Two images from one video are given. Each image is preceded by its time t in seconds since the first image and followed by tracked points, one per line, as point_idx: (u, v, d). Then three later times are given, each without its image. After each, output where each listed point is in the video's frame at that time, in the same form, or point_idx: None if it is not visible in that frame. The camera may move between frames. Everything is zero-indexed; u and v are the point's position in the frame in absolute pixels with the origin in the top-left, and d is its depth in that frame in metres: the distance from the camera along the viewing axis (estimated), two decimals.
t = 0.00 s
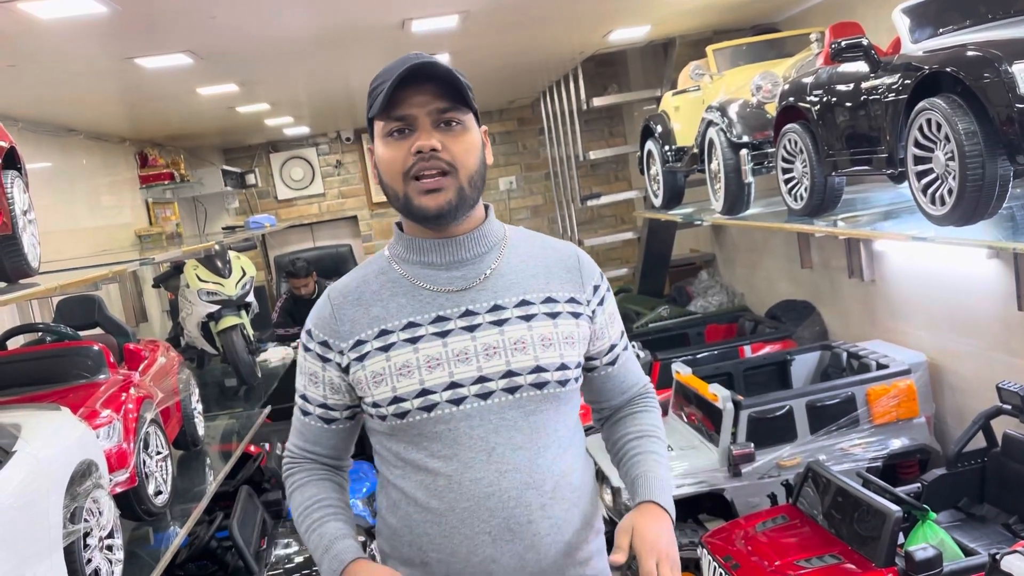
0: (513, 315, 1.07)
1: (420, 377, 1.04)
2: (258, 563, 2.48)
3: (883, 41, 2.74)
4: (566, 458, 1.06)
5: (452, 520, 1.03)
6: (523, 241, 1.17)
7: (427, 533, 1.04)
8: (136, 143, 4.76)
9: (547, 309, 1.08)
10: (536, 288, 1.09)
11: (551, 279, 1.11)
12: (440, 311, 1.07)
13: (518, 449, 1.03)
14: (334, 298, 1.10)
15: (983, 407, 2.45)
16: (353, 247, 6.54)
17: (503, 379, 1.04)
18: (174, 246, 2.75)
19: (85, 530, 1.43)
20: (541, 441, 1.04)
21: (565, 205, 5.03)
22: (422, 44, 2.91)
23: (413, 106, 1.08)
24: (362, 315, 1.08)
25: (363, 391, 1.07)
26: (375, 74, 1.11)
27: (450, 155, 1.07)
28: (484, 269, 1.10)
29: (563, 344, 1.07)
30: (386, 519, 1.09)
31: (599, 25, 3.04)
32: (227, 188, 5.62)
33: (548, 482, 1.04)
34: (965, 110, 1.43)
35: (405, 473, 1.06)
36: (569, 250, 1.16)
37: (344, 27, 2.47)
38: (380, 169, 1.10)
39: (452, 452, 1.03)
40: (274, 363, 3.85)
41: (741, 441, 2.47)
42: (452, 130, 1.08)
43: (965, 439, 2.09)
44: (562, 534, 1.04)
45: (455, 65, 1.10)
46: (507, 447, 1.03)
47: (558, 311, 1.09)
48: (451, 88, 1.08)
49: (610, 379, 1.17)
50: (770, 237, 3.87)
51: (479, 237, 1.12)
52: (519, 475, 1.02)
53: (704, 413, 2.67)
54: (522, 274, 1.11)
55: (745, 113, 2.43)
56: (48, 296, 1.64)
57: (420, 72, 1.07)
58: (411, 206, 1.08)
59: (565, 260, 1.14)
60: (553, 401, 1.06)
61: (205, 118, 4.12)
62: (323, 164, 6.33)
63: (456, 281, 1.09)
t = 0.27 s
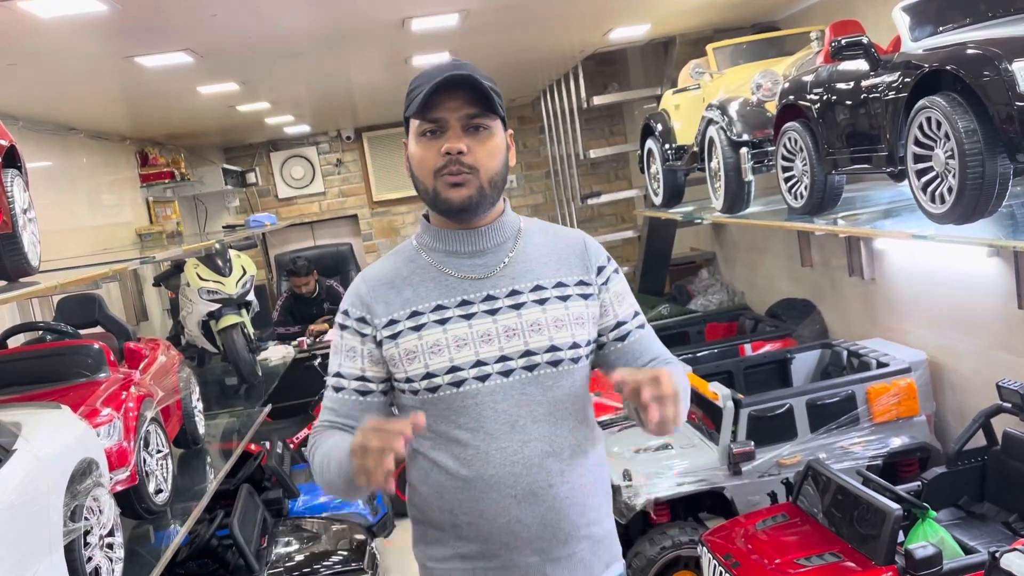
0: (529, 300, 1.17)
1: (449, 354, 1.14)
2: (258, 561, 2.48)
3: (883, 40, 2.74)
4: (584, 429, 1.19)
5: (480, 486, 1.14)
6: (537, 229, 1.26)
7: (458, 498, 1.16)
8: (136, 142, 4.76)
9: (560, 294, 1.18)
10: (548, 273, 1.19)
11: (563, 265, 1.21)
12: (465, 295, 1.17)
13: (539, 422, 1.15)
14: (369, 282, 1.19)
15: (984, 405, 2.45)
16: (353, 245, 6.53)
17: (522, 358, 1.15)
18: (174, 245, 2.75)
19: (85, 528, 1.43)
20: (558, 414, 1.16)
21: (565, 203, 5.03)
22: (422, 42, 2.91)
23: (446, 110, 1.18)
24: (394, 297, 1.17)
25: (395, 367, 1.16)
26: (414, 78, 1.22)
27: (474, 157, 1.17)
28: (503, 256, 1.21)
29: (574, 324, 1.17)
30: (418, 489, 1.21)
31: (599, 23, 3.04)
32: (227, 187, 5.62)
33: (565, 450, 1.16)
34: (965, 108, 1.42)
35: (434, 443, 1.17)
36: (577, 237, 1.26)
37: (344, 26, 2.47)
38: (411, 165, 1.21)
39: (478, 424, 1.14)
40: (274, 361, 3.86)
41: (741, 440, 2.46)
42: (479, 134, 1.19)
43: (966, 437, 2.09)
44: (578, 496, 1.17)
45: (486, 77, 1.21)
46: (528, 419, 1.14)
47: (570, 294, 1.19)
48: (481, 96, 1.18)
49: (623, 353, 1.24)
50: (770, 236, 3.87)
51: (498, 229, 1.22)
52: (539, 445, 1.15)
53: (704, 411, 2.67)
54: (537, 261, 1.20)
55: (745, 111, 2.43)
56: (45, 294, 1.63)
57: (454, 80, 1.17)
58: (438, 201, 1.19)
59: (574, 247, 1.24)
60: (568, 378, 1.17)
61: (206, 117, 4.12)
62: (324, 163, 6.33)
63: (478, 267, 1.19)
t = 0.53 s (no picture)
0: (530, 285, 1.25)
1: (456, 333, 1.21)
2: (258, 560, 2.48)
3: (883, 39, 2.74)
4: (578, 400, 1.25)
5: (481, 454, 1.21)
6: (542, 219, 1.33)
7: (461, 465, 1.22)
8: (136, 141, 4.76)
9: (559, 279, 1.25)
10: (548, 260, 1.27)
11: (563, 253, 1.28)
12: (472, 280, 1.25)
13: (536, 397, 1.21)
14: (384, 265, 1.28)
15: (983, 403, 2.45)
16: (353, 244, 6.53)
17: (523, 338, 1.22)
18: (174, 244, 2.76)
19: (84, 527, 1.43)
20: (555, 390, 1.23)
21: (565, 202, 5.02)
22: (422, 41, 2.91)
23: (466, 117, 1.21)
24: (407, 279, 1.25)
25: (405, 343, 1.23)
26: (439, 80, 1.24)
27: (488, 166, 1.21)
28: (510, 244, 1.28)
29: (571, 308, 1.25)
30: (426, 459, 1.28)
31: (599, 21, 3.03)
32: (227, 186, 5.61)
33: (560, 422, 1.22)
34: (963, 107, 1.43)
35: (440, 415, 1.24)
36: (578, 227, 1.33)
37: (343, 25, 2.47)
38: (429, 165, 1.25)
39: (480, 398, 1.20)
40: (275, 359, 3.86)
41: (741, 438, 2.46)
42: (495, 143, 1.22)
43: (965, 435, 2.09)
44: (574, 465, 1.23)
45: (508, 88, 1.23)
46: (527, 393, 1.21)
47: (569, 280, 1.26)
48: (500, 107, 1.21)
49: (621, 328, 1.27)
50: (770, 234, 3.87)
51: (506, 221, 1.28)
52: (536, 418, 1.21)
53: (703, 410, 2.67)
54: (539, 249, 1.28)
55: (745, 110, 2.44)
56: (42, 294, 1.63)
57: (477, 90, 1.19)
58: (452, 203, 1.24)
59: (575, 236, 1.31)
60: (565, 357, 1.24)
61: (206, 116, 4.12)
62: (324, 162, 6.33)
63: (484, 255, 1.26)
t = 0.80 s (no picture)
0: (532, 280, 1.25)
1: (458, 326, 1.22)
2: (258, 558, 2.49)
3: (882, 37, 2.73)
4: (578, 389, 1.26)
5: (480, 442, 1.22)
6: (545, 215, 1.33)
7: (460, 451, 1.24)
8: (136, 140, 4.76)
9: (560, 275, 1.25)
10: (550, 257, 1.27)
11: (565, 249, 1.28)
12: (473, 274, 1.25)
13: (533, 387, 1.22)
14: (391, 258, 1.29)
15: (982, 402, 2.46)
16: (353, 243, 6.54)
17: (523, 331, 1.22)
18: (174, 243, 2.76)
19: (84, 525, 1.44)
20: (554, 381, 1.23)
21: (565, 201, 5.03)
22: (422, 40, 2.91)
23: (457, 108, 1.23)
24: (412, 272, 1.26)
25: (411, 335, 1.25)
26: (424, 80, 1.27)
27: (487, 150, 1.23)
28: (512, 240, 1.28)
29: (572, 304, 1.25)
30: (427, 443, 1.30)
31: (598, 20, 3.03)
32: (227, 185, 5.61)
33: (557, 411, 1.23)
34: (961, 106, 1.43)
35: (442, 404, 1.25)
36: (581, 224, 1.33)
37: (343, 25, 2.47)
38: (428, 161, 1.26)
39: (480, 388, 1.22)
40: (274, 358, 3.87)
41: (739, 437, 2.47)
42: (489, 128, 1.24)
43: (963, 434, 2.10)
44: (570, 453, 1.24)
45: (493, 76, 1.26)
46: (526, 384, 1.22)
47: (569, 277, 1.26)
48: (489, 93, 1.23)
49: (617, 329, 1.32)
50: (769, 233, 3.87)
51: (507, 215, 1.29)
52: (534, 408, 1.22)
53: (702, 409, 2.67)
54: (541, 245, 1.28)
55: (743, 109, 2.44)
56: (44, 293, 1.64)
57: (464, 80, 1.22)
58: (455, 191, 1.24)
59: (576, 233, 1.31)
60: (564, 351, 1.24)
61: (205, 115, 4.12)
62: (324, 161, 6.33)
63: (486, 250, 1.27)
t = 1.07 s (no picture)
0: (532, 283, 1.24)
1: (457, 329, 1.22)
2: (258, 557, 2.49)
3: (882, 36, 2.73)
4: (582, 387, 1.25)
5: (479, 441, 1.22)
6: (546, 217, 1.33)
7: (459, 450, 1.24)
8: (135, 139, 4.76)
9: (562, 279, 1.25)
10: (551, 260, 1.27)
11: (567, 252, 1.28)
12: (473, 277, 1.25)
13: (533, 388, 1.22)
14: (391, 261, 1.28)
15: (982, 401, 2.46)
16: (353, 243, 6.54)
17: (523, 333, 1.22)
18: (174, 242, 2.76)
19: (84, 524, 1.44)
20: (553, 383, 1.23)
21: (565, 200, 5.03)
22: (421, 39, 2.91)
23: (465, 107, 1.24)
24: (412, 275, 1.26)
25: (411, 338, 1.26)
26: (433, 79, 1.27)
27: (493, 149, 1.24)
28: (513, 243, 1.28)
29: (573, 306, 1.25)
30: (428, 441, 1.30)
31: (598, 19, 3.03)
32: (227, 185, 5.61)
33: (555, 412, 1.23)
34: (961, 105, 1.43)
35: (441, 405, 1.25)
36: (582, 226, 1.33)
37: (343, 23, 2.47)
38: (432, 158, 1.27)
39: (479, 389, 1.22)
40: (275, 358, 3.87)
41: (739, 436, 2.47)
42: (496, 129, 1.25)
43: (963, 433, 2.10)
44: (568, 453, 1.24)
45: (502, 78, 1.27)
46: (525, 386, 1.22)
47: (570, 279, 1.26)
48: (497, 94, 1.24)
49: (613, 333, 1.36)
50: (769, 232, 3.87)
51: (509, 217, 1.29)
52: (533, 409, 1.22)
53: (702, 407, 2.67)
54: (542, 248, 1.28)
55: (743, 108, 2.44)
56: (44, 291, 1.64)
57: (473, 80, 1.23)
58: (459, 188, 1.24)
59: (578, 235, 1.31)
60: (564, 353, 1.24)
61: (205, 115, 4.12)
62: (323, 161, 6.33)
63: (486, 253, 1.27)
